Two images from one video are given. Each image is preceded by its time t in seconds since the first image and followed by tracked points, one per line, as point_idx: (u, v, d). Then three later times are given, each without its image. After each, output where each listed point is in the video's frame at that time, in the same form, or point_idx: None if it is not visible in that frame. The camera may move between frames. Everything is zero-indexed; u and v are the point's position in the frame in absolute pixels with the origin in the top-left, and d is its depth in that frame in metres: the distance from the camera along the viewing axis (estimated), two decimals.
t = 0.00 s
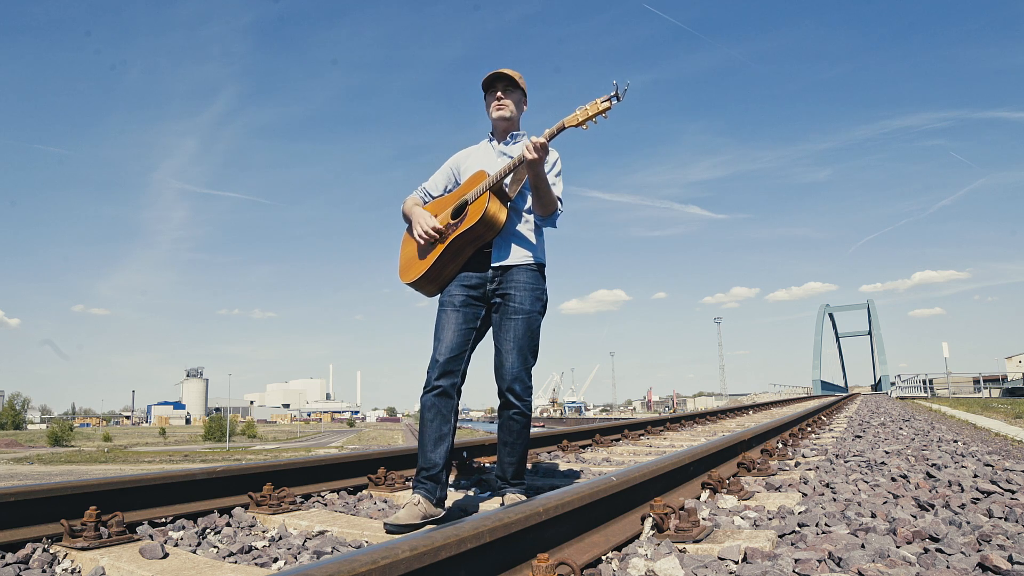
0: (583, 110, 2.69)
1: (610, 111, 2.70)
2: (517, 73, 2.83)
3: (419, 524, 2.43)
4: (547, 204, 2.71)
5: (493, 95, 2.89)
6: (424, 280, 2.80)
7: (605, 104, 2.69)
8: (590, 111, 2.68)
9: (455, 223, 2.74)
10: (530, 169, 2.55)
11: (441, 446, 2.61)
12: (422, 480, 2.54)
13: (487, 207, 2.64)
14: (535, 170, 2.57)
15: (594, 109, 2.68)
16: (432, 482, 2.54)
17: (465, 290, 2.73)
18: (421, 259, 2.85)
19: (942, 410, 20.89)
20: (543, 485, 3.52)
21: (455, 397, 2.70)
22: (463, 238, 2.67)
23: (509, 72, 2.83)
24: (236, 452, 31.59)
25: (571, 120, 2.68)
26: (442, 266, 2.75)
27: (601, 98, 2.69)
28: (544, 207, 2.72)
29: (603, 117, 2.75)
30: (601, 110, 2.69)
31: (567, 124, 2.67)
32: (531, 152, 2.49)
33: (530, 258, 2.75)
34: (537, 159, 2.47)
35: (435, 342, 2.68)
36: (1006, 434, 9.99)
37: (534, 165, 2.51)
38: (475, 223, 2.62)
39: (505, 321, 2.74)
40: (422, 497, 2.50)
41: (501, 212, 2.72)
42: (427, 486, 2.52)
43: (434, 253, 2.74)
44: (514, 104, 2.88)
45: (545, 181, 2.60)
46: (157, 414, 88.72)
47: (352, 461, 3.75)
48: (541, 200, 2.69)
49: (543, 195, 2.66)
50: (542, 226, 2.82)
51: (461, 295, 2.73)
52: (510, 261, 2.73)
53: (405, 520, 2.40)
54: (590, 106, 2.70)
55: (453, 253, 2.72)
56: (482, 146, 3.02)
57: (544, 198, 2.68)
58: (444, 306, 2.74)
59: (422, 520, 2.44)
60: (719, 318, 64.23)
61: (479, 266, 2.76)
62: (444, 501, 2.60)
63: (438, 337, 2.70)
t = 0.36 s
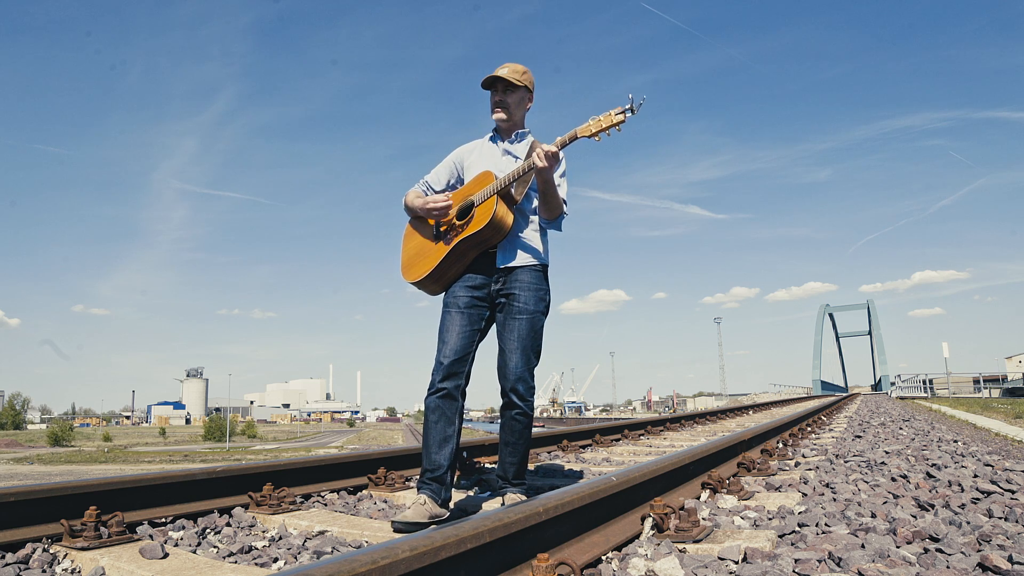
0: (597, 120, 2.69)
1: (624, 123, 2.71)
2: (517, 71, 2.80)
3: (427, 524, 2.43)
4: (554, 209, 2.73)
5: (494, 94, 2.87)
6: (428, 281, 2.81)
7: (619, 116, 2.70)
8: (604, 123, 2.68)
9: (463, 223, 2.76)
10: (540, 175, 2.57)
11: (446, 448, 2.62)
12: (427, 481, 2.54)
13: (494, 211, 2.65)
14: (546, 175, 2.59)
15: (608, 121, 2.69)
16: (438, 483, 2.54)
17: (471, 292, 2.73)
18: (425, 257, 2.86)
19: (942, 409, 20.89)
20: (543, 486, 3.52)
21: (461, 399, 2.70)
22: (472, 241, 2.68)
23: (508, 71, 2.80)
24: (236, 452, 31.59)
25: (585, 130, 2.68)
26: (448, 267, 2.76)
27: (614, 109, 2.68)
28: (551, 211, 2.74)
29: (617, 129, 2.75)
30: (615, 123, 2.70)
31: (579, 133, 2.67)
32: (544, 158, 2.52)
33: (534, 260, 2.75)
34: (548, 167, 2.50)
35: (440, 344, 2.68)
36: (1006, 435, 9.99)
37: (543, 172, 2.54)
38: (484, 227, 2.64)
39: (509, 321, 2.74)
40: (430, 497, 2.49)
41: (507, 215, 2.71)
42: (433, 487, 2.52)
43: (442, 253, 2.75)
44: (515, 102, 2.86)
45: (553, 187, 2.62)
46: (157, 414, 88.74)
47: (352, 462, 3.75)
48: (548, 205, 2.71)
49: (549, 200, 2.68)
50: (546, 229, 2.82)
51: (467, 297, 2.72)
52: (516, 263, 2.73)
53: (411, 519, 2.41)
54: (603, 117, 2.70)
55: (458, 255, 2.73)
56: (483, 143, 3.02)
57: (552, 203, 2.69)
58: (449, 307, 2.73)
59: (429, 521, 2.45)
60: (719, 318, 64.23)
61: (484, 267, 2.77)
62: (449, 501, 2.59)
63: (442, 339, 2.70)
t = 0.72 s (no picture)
0: (608, 136, 2.69)
1: (634, 142, 2.71)
2: (514, 67, 2.80)
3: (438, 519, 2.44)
4: (556, 215, 2.80)
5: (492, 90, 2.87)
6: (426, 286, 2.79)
7: (631, 134, 2.70)
8: (614, 140, 2.69)
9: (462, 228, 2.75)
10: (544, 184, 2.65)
11: (456, 454, 2.62)
12: (438, 480, 2.55)
13: (500, 217, 2.65)
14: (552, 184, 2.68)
15: (619, 138, 2.69)
16: (449, 486, 2.56)
17: (471, 295, 2.71)
18: (423, 260, 2.83)
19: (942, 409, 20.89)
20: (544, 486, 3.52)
21: (467, 404, 2.70)
22: (474, 247, 2.67)
23: (506, 68, 2.80)
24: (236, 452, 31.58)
25: (595, 145, 2.68)
26: (446, 272, 2.73)
27: (625, 126, 2.69)
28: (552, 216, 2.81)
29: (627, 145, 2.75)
30: (626, 141, 2.70)
31: (589, 148, 2.67)
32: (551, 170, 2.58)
33: (531, 264, 2.76)
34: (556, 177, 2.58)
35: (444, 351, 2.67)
36: (1006, 434, 9.98)
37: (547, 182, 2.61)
38: (488, 234, 2.63)
39: (509, 323, 2.74)
40: (443, 491, 2.49)
41: (509, 222, 2.70)
42: (444, 486, 2.52)
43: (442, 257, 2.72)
44: (512, 100, 2.87)
45: (557, 195, 2.72)
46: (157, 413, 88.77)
47: (352, 461, 3.75)
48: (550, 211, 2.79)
49: (552, 207, 2.77)
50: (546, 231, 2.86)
51: (468, 301, 2.71)
52: (515, 267, 2.74)
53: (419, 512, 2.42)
54: (613, 132, 2.70)
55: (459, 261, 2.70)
56: (479, 139, 3.01)
57: (555, 209, 2.78)
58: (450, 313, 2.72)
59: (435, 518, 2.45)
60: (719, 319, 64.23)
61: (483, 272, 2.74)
62: (457, 503, 2.60)
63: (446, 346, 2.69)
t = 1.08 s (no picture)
0: (598, 129, 2.69)
1: (625, 133, 2.72)
2: (492, 66, 2.77)
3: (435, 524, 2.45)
4: (547, 211, 2.77)
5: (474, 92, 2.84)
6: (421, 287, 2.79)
7: (621, 126, 2.70)
8: (605, 133, 2.69)
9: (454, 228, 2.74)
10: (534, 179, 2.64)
11: (451, 456, 2.61)
12: (433, 488, 2.57)
13: (492, 215, 2.65)
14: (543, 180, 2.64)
15: (609, 130, 2.69)
16: (445, 491, 2.57)
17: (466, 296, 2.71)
18: (416, 261, 2.83)
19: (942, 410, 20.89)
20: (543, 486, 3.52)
21: (461, 405, 2.69)
22: (467, 246, 2.66)
23: (486, 68, 2.77)
24: (236, 452, 31.59)
25: (584, 139, 2.68)
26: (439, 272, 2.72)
27: (615, 118, 2.69)
28: (544, 213, 2.77)
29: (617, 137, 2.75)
30: (616, 132, 2.70)
31: (580, 141, 2.67)
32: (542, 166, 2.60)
33: (525, 268, 2.76)
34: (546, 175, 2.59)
35: (439, 351, 2.66)
36: (1006, 434, 9.98)
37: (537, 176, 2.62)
38: (480, 232, 2.63)
39: (506, 325, 2.74)
40: (438, 502, 2.51)
41: (502, 220, 2.71)
42: (440, 494, 2.54)
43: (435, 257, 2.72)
44: (495, 100, 2.85)
45: (548, 190, 2.68)
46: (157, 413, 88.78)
47: (352, 462, 3.75)
48: (540, 207, 2.75)
49: (543, 203, 2.73)
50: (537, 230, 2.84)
51: (461, 300, 2.70)
52: (510, 268, 2.74)
53: (418, 519, 2.43)
54: (602, 125, 2.71)
55: (451, 262, 2.70)
56: (466, 138, 3.01)
57: (547, 205, 2.74)
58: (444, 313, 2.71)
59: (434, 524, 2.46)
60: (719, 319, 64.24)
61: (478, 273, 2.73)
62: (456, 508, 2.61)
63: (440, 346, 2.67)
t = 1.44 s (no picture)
0: (598, 132, 2.69)
1: (625, 136, 2.71)
2: (491, 68, 2.77)
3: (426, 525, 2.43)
4: (559, 206, 2.75)
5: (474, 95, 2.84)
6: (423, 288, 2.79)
7: (622, 129, 2.70)
8: (605, 135, 2.69)
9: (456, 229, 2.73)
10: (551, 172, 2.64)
11: (446, 451, 2.62)
12: (426, 485, 2.55)
13: (493, 217, 2.65)
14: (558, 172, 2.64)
15: (610, 133, 2.69)
16: (438, 487, 2.56)
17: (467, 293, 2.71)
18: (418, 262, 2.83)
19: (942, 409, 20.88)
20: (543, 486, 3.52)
21: (458, 402, 2.69)
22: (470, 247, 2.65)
23: (484, 70, 2.76)
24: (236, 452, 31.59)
25: (585, 143, 2.68)
26: (442, 272, 2.72)
27: (615, 122, 2.69)
28: (555, 208, 2.76)
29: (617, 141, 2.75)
30: (617, 135, 2.70)
31: (581, 143, 2.67)
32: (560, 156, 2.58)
33: (526, 268, 2.77)
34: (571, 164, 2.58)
35: (439, 347, 2.66)
36: (1006, 434, 9.98)
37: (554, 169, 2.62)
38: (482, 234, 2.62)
39: (507, 323, 2.75)
40: (429, 500, 2.50)
41: (504, 221, 2.70)
42: (432, 491, 2.53)
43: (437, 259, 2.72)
44: (495, 101, 2.85)
45: (564, 184, 2.68)
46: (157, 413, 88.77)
47: (352, 462, 3.74)
48: (553, 202, 2.73)
49: (558, 195, 2.71)
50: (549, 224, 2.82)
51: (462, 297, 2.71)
52: (511, 267, 2.75)
53: (412, 520, 2.40)
54: (603, 128, 2.70)
55: (452, 264, 2.69)
56: (469, 137, 3.01)
57: (559, 199, 2.73)
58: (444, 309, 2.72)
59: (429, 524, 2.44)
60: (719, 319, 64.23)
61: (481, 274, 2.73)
62: (445, 506, 2.60)
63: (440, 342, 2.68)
